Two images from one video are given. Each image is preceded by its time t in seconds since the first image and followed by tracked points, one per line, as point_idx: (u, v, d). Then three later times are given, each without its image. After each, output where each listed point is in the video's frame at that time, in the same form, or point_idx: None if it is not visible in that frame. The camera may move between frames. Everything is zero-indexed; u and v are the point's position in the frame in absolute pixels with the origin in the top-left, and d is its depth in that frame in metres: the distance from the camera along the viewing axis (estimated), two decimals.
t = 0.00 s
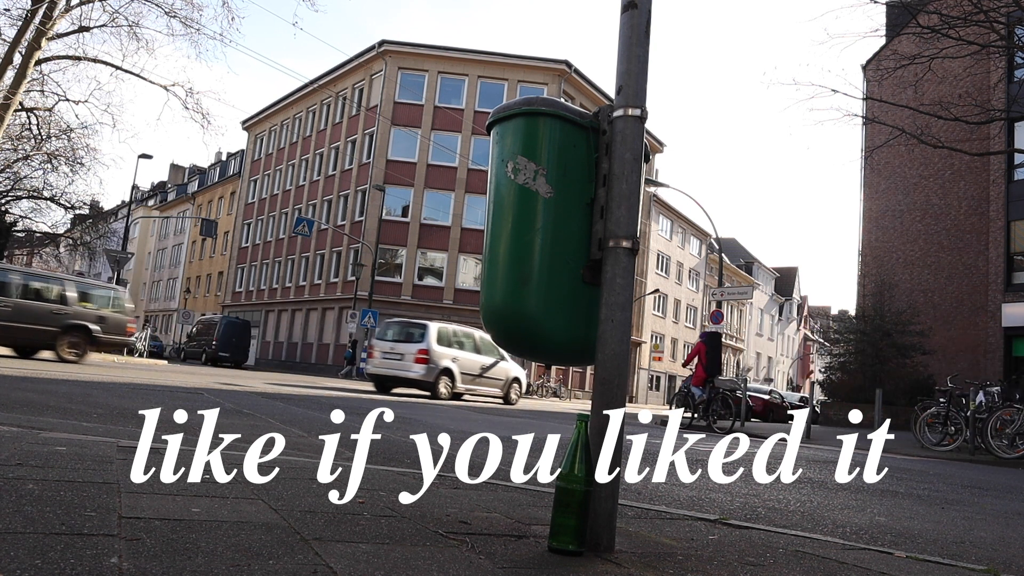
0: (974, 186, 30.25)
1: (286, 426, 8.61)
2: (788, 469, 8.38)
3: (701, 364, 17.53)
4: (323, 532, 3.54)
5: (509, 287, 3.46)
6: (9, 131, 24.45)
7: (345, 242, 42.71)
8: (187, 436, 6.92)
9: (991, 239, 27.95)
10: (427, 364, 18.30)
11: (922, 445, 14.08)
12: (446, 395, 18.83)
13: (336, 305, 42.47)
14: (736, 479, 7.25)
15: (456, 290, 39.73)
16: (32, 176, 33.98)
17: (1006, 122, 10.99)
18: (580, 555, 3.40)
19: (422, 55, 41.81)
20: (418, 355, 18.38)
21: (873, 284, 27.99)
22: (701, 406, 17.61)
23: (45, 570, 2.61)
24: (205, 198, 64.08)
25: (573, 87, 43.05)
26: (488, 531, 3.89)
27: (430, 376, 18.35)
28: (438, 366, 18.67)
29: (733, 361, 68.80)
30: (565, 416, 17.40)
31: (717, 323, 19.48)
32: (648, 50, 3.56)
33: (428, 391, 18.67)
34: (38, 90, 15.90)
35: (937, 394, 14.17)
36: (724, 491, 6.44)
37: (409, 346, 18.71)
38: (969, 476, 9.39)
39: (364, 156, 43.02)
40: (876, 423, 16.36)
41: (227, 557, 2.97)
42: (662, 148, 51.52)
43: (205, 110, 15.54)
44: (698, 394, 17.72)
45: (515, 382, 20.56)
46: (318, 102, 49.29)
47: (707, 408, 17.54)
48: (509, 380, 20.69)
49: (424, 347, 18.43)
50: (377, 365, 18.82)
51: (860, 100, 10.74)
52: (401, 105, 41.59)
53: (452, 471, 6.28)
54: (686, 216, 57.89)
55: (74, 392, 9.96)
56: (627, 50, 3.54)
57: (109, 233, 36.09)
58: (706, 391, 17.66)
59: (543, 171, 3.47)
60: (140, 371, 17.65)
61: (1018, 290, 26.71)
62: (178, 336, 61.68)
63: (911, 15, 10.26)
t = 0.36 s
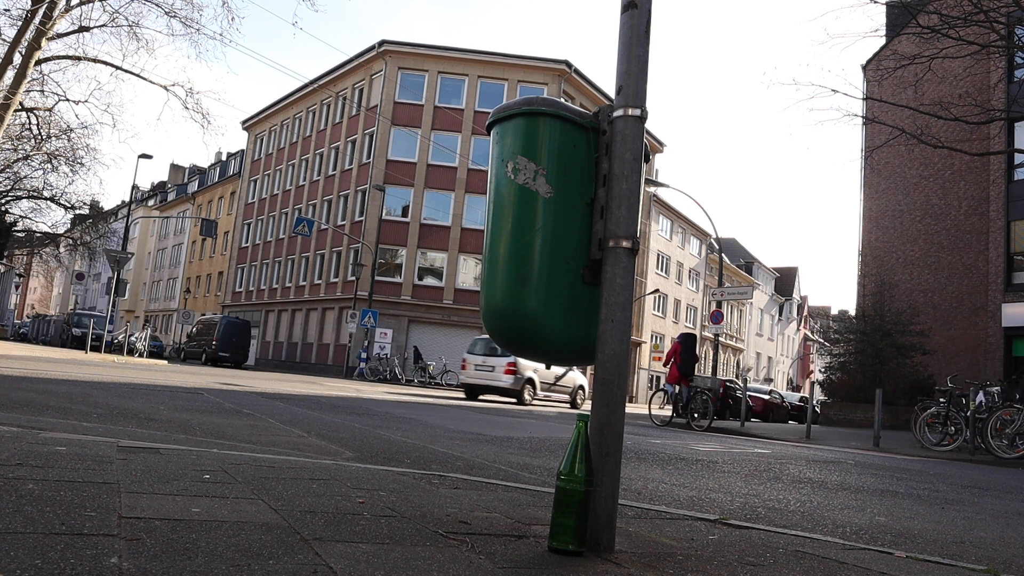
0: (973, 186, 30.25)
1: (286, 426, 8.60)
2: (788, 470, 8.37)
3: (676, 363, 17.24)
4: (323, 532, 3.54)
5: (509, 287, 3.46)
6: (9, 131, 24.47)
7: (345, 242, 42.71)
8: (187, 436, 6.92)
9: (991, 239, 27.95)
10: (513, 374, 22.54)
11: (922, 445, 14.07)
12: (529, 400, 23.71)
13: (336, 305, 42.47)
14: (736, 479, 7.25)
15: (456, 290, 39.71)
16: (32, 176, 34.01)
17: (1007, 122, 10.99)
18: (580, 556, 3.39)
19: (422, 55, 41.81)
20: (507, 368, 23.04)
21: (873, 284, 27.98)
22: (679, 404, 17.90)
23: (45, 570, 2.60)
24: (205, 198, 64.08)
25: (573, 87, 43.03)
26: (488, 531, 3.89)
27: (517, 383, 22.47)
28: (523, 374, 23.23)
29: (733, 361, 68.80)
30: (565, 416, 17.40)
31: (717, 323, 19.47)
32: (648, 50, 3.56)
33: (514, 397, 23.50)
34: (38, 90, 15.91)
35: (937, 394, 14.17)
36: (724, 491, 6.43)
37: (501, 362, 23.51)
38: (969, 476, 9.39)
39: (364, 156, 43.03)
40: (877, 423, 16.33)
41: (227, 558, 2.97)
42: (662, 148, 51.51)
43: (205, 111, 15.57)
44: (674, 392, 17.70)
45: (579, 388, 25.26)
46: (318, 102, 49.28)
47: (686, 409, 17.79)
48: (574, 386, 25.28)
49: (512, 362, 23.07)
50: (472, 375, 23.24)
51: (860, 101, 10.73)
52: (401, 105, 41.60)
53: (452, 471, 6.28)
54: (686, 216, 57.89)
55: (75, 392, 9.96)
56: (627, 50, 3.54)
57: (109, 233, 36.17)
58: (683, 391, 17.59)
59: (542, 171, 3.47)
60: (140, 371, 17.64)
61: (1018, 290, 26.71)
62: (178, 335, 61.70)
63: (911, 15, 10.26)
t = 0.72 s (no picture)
0: (973, 186, 30.25)
1: (286, 426, 8.60)
2: (788, 470, 8.37)
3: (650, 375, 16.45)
4: (323, 532, 3.54)
5: (509, 287, 3.46)
6: (9, 131, 24.46)
7: (345, 242, 42.71)
8: (187, 436, 6.92)
9: (991, 240, 27.95)
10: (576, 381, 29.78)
11: (922, 445, 14.08)
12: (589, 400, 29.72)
13: (337, 305, 42.46)
14: (737, 479, 7.26)
15: (456, 290, 39.69)
16: (32, 176, 34.00)
17: (1007, 122, 10.98)
18: (580, 556, 3.40)
19: (422, 55, 41.81)
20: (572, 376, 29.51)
21: (873, 284, 27.95)
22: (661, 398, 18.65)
23: (45, 570, 2.60)
24: (205, 198, 64.08)
25: (572, 87, 43.02)
26: (488, 531, 3.89)
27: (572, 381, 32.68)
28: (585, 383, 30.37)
29: (733, 361, 68.82)
30: (565, 416, 17.40)
31: (717, 323, 19.46)
32: (648, 49, 3.56)
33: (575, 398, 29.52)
34: (38, 90, 15.88)
35: (937, 394, 14.18)
36: (725, 491, 6.43)
37: (563, 374, 30.00)
38: (969, 476, 9.39)
39: (364, 156, 43.04)
40: (876, 423, 16.32)
41: (227, 557, 2.97)
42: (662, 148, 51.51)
43: (205, 111, 15.56)
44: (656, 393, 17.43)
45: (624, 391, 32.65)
46: (318, 102, 49.27)
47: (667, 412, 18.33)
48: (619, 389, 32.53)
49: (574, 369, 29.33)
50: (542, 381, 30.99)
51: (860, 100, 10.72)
52: (401, 105, 41.60)
53: (452, 471, 6.29)
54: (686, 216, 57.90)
55: (75, 392, 9.96)
56: (627, 50, 3.54)
57: (109, 233, 36.19)
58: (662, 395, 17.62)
59: (543, 171, 3.47)
60: (140, 371, 17.63)
61: (1018, 290, 26.70)
62: (178, 335, 61.70)
63: (911, 15, 10.26)
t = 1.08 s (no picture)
0: (974, 186, 30.25)
1: (286, 426, 8.60)
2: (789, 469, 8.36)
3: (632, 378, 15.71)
4: (323, 532, 3.54)
5: (509, 288, 3.47)
6: (9, 131, 24.48)
7: (345, 242, 42.72)
8: (188, 436, 6.92)
9: (991, 239, 27.95)
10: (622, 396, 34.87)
11: (922, 445, 14.09)
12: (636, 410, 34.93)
13: (337, 305, 42.45)
14: (738, 479, 7.25)
15: (456, 290, 39.68)
16: (32, 176, 34.00)
17: (1007, 122, 10.98)
18: (580, 556, 3.40)
19: (422, 55, 41.84)
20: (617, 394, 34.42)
21: (873, 284, 27.92)
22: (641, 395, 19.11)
23: (46, 570, 2.61)
24: (205, 198, 64.09)
25: (572, 87, 43.02)
26: (488, 531, 3.89)
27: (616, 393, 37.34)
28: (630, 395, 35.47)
29: (733, 361, 68.82)
30: (565, 415, 17.41)
31: (717, 324, 19.48)
32: (648, 50, 3.56)
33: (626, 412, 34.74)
34: (38, 90, 15.87)
35: (937, 394, 14.18)
36: (725, 491, 6.43)
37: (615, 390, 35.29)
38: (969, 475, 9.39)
39: (365, 156, 43.06)
40: (877, 423, 16.30)
41: (227, 557, 2.97)
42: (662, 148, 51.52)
43: (206, 111, 15.58)
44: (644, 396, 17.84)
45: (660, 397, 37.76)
46: (319, 102, 49.26)
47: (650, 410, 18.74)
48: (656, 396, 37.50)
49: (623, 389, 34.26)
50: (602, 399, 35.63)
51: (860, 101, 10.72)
52: (401, 105, 41.62)
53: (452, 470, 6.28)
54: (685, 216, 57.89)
55: (74, 392, 9.95)
56: (626, 50, 3.54)
57: (108, 233, 36.21)
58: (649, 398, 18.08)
59: (543, 170, 3.47)
60: (140, 372, 17.62)
61: (1018, 290, 26.70)
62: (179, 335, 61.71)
63: (911, 15, 10.28)
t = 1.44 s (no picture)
0: (974, 186, 30.25)
1: (286, 426, 8.60)
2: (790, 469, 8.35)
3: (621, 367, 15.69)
4: (323, 532, 3.54)
5: (509, 288, 3.46)
6: (9, 131, 24.50)
7: (345, 242, 42.72)
8: (189, 436, 6.92)
9: (991, 240, 27.95)
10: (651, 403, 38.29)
11: (922, 445, 14.09)
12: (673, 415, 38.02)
13: (336, 305, 42.46)
14: (737, 479, 7.25)
15: (456, 290, 39.68)
16: (32, 176, 34.00)
17: (1007, 122, 10.97)
18: (580, 556, 3.40)
19: (422, 55, 41.83)
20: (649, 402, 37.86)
21: (872, 284, 27.89)
22: (635, 396, 19.26)
23: (46, 570, 2.61)
24: (205, 198, 64.09)
25: (572, 87, 43.02)
26: (488, 531, 3.89)
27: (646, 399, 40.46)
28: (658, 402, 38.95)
29: (733, 361, 68.81)
30: (565, 415, 17.40)
31: (717, 323, 19.47)
32: (648, 50, 3.56)
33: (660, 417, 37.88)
34: (38, 90, 15.86)
35: (937, 394, 14.18)
36: (725, 491, 6.43)
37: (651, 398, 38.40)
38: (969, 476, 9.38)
39: (364, 156, 43.05)
40: (877, 423, 16.29)
41: (227, 557, 2.97)
42: (662, 148, 51.50)
43: (206, 111, 15.56)
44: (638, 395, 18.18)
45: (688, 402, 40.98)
46: (319, 102, 49.26)
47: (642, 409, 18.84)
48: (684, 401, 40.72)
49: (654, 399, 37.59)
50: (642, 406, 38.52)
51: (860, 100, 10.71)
52: (401, 105, 41.62)
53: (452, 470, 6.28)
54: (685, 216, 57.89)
55: (74, 392, 9.95)
56: (626, 50, 3.54)
57: (108, 233, 36.20)
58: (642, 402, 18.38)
59: (542, 171, 3.47)
60: (140, 372, 17.61)
61: (1018, 290, 26.69)
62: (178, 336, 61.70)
63: (911, 15, 10.29)
